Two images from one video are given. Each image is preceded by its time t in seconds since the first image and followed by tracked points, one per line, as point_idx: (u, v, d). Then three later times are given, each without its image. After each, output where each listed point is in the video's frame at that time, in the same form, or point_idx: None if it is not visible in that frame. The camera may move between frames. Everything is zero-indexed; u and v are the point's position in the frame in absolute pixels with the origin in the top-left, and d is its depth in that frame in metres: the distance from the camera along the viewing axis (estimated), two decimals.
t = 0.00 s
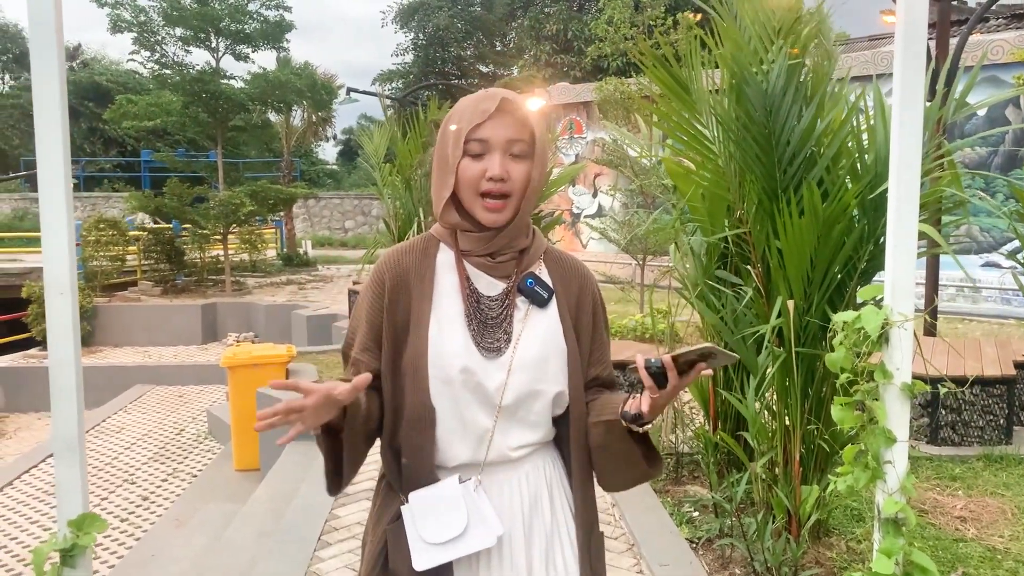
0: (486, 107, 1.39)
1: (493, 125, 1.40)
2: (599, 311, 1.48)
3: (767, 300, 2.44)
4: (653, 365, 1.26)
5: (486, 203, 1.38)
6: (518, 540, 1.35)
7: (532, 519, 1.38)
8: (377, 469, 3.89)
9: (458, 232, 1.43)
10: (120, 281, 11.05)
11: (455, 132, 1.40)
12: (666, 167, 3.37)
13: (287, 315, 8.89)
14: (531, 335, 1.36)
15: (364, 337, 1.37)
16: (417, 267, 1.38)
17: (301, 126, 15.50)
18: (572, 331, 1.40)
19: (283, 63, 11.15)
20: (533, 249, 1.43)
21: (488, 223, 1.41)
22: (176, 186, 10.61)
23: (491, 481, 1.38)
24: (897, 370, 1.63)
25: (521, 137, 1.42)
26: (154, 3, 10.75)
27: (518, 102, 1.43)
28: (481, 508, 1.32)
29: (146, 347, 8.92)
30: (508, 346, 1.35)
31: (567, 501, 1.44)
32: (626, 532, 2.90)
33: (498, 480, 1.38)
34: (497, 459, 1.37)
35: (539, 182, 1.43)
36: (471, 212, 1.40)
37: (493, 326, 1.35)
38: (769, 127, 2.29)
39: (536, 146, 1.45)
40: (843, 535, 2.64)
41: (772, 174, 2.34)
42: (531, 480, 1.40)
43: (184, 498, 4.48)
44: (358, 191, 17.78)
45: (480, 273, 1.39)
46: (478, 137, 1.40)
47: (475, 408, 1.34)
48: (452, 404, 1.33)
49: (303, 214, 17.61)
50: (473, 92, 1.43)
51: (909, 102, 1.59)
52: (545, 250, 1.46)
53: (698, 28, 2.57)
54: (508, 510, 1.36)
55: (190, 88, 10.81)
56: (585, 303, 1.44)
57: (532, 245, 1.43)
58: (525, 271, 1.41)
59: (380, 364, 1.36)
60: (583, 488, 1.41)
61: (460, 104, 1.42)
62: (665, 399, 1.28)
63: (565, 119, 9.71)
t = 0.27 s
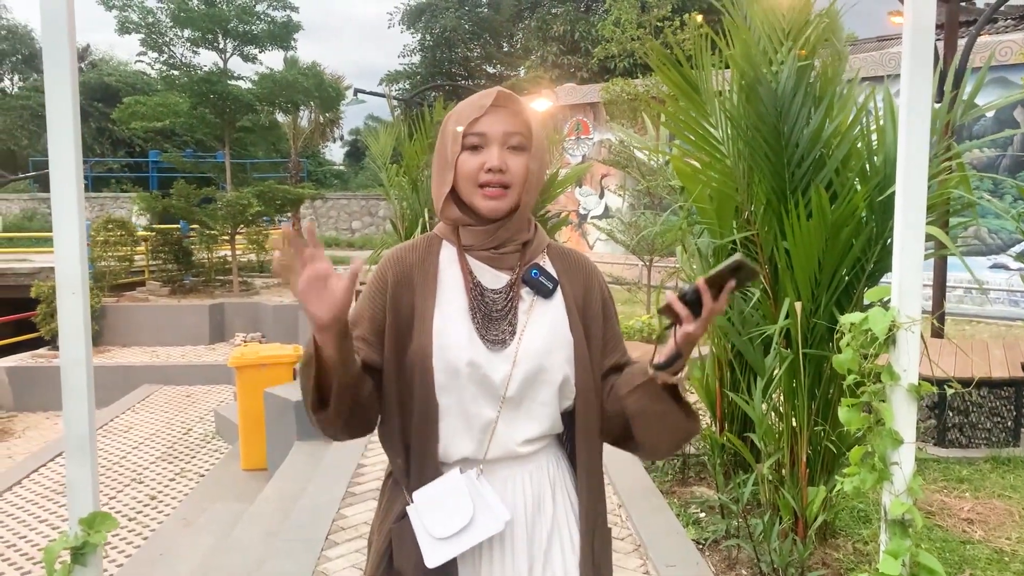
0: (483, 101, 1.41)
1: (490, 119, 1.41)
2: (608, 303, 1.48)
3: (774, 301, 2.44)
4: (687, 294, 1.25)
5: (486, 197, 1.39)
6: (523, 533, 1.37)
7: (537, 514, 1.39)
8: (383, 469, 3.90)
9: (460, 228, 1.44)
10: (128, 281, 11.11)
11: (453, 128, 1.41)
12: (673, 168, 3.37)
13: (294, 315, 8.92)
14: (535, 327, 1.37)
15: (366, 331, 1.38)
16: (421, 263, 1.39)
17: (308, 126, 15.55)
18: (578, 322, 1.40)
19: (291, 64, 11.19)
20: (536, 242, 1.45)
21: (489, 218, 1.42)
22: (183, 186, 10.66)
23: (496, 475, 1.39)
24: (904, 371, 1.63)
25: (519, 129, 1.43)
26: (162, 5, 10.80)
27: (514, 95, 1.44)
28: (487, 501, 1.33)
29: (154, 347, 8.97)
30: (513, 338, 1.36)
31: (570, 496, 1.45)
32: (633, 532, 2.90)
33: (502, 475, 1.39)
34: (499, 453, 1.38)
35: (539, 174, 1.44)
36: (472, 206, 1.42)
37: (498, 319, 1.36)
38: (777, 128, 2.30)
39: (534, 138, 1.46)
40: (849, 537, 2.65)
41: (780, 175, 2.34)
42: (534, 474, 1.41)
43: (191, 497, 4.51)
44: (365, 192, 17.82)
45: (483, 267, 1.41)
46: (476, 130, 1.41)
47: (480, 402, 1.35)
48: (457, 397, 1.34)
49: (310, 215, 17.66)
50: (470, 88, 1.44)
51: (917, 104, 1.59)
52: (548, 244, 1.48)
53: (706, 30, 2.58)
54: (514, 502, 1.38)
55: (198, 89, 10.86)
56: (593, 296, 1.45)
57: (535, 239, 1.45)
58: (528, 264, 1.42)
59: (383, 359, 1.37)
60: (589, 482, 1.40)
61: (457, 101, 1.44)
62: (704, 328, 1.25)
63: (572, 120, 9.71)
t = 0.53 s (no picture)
0: (487, 106, 1.41)
1: (494, 124, 1.41)
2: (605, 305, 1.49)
3: (779, 302, 2.44)
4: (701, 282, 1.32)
5: (489, 201, 1.40)
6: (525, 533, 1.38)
7: (539, 514, 1.40)
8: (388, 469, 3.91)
9: (462, 231, 1.45)
10: (135, 282, 11.16)
11: (457, 132, 1.42)
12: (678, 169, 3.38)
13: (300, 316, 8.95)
14: (536, 327, 1.38)
15: (367, 332, 1.38)
16: (422, 264, 1.40)
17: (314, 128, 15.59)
18: (579, 322, 1.42)
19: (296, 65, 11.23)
20: (537, 245, 1.46)
21: (492, 221, 1.43)
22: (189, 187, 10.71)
23: (498, 475, 1.40)
24: (908, 372, 1.63)
25: (523, 134, 1.44)
26: (168, 7, 10.85)
27: (519, 100, 1.45)
28: (488, 501, 1.34)
29: (160, 348, 9.01)
30: (514, 340, 1.36)
31: (572, 496, 1.45)
32: (637, 533, 2.91)
33: (503, 475, 1.40)
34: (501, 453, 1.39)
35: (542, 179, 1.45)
36: (474, 210, 1.43)
37: (499, 321, 1.37)
38: (781, 129, 2.30)
39: (537, 143, 1.47)
40: (854, 537, 2.65)
41: (785, 175, 2.34)
42: (535, 474, 1.42)
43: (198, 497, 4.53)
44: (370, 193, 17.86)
45: (484, 269, 1.42)
46: (479, 135, 1.41)
47: (482, 403, 1.36)
48: (459, 399, 1.35)
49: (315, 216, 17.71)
50: (474, 93, 1.44)
51: (921, 104, 1.59)
52: (549, 247, 1.49)
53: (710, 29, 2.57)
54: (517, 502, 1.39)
55: (204, 91, 10.91)
56: (592, 298, 1.47)
57: (536, 241, 1.46)
58: (529, 265, 1.44)
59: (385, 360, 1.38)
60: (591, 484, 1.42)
61: (462, 105, 1.44)
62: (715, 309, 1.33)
63: (577, 121, 9.72)
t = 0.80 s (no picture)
0: (496, 116, 1.42)
1: (503, 134, 1.42)
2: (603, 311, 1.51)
3: (782, 302, 2.45)
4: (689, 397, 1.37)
5: (494, 209, 1.41)
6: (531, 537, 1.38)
7: (545, 517, 1.41)
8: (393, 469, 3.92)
9: (466, 236, 1.46)
10: (140, 283, 11.20)
11: (465, 140, 1.43)
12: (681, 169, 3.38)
13: (304, 316, 8.97)
14: (541, 334, 1.39)
15: (372, 337, 1.39)
16: (427, 269, 1.40)
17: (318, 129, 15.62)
18: (580, 328, 1.44)
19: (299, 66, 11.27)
20: (541, 251, 1.47)
21: (497, 228, 1.43)
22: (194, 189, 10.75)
23: (505, 479, 1.41)
24: (911, 372, 1.63)
25: (530, 144, 1.45)
26: (171, 9, 10.90)
27: (529, 111, 1.46)
28: (494, 505, 1.34)
29: (165, 349, 9.04)
30: (519, 347, 1.37)
31: (577, 499, 1.47)
32: (642, 533, 2.91)
33: (509, 478, 1.41)
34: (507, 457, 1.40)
35: (548, 188, 1.46)
36: (480, 216, 1.43)
37: (503, 327, 1.37)
38: (783, 130, 2.31)
39: (545, 153, 1.48)
40: (859, 537, 2.65)
41: (787, 175, 2.35)
42: (540, 478, 1.42)
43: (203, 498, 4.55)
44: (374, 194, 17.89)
45: (489, 275, 1.42)
46: (487, 144, 1.42)
47: (488, 408, 1.36)
48: (464, 405, 1.35)
49: (320, 216, 17.75)
50: (483, 101, 1.45)
51: (923, 105, 1.60)
52: (552, 253, 1.50)
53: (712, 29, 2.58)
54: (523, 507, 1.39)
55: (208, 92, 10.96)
56: (592, 306, 1.49)
57: (540, 248, 1.47)
58: (534, 272, 1.45)
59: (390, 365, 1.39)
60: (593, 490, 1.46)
61: (470, 113, 1.45)
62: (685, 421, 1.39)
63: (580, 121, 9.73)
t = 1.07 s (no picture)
0: (503, 119, 1.42)
1: (509, 137, 1.43)
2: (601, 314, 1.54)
3: (784, 302, 2.45)
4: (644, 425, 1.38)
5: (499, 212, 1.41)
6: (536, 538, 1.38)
7: (550, 518, 1.41)
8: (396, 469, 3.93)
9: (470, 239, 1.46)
10: (144, 284, 11.23)
11: (471, 143, 1.43)
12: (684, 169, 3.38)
13: (308, 317, 8.98)
14: (545, 339, 1.41)
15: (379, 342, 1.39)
16: (432, 272, 1.41)
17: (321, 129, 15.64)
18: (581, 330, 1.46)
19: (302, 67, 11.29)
20: (543, 255, 1.48)
21: (501, 232, 1.44)
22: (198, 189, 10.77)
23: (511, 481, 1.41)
24: (914, 372, 1.64)
25: (536, 148, 1.45)
26: (175, 10, 10.92)
27: (535, 115, 1.47)
28: (500, 508, 1.35)
29: (169, 349, 9.06)
30: (523, 351, 1.38)
31: (579, 499, 1.49)
32: (646, 533, 2.92)
33: (514, 480, 1.41)
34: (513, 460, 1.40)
35: (553, 192, 1.46)
36: (484, 220, 1.44)
37: (508, 331, 1.38)
38: (782, 130, 2.32)
39: (550, 157, 1.49)
40: (862, 537, 2.66)
41: (787, 175, 2.36)
42: (545, 480, 1.43)
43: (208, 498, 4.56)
44: (378, 194, 17.91)
45: (493, 278, 1.43)
46: (493, 147, 1.43)
47: (493, 412, 1.37)
48: (470, 409, 1.36)
49: (324, 217, 17.77)
50: (490, 103, 1.45)
51: (926, 105, 1.60)
52: (553, 256, 1.51)
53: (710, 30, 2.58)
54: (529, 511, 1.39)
55: (211, 93, 10.98)
56: (594, 309, 1.52)
57: (542, 252, 1.48)
58: (537, 275, 1.45)
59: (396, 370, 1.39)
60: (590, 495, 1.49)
61: (476, 115, 1.45)
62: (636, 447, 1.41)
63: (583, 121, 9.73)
